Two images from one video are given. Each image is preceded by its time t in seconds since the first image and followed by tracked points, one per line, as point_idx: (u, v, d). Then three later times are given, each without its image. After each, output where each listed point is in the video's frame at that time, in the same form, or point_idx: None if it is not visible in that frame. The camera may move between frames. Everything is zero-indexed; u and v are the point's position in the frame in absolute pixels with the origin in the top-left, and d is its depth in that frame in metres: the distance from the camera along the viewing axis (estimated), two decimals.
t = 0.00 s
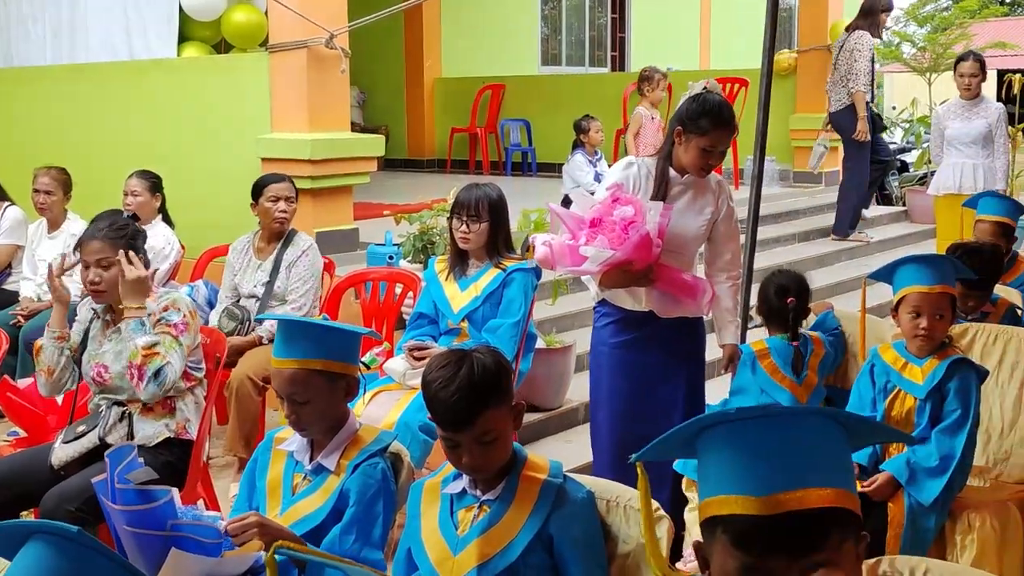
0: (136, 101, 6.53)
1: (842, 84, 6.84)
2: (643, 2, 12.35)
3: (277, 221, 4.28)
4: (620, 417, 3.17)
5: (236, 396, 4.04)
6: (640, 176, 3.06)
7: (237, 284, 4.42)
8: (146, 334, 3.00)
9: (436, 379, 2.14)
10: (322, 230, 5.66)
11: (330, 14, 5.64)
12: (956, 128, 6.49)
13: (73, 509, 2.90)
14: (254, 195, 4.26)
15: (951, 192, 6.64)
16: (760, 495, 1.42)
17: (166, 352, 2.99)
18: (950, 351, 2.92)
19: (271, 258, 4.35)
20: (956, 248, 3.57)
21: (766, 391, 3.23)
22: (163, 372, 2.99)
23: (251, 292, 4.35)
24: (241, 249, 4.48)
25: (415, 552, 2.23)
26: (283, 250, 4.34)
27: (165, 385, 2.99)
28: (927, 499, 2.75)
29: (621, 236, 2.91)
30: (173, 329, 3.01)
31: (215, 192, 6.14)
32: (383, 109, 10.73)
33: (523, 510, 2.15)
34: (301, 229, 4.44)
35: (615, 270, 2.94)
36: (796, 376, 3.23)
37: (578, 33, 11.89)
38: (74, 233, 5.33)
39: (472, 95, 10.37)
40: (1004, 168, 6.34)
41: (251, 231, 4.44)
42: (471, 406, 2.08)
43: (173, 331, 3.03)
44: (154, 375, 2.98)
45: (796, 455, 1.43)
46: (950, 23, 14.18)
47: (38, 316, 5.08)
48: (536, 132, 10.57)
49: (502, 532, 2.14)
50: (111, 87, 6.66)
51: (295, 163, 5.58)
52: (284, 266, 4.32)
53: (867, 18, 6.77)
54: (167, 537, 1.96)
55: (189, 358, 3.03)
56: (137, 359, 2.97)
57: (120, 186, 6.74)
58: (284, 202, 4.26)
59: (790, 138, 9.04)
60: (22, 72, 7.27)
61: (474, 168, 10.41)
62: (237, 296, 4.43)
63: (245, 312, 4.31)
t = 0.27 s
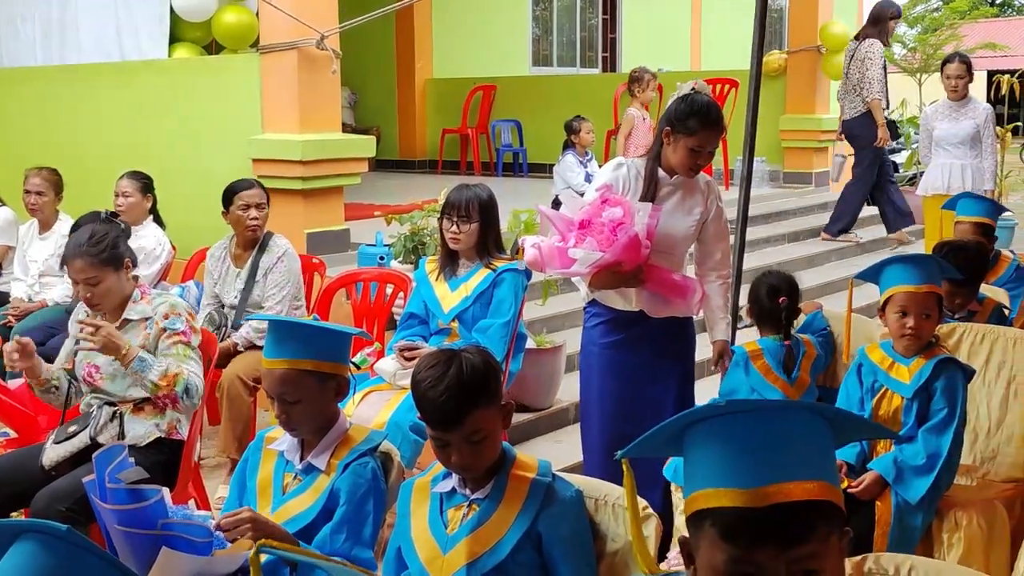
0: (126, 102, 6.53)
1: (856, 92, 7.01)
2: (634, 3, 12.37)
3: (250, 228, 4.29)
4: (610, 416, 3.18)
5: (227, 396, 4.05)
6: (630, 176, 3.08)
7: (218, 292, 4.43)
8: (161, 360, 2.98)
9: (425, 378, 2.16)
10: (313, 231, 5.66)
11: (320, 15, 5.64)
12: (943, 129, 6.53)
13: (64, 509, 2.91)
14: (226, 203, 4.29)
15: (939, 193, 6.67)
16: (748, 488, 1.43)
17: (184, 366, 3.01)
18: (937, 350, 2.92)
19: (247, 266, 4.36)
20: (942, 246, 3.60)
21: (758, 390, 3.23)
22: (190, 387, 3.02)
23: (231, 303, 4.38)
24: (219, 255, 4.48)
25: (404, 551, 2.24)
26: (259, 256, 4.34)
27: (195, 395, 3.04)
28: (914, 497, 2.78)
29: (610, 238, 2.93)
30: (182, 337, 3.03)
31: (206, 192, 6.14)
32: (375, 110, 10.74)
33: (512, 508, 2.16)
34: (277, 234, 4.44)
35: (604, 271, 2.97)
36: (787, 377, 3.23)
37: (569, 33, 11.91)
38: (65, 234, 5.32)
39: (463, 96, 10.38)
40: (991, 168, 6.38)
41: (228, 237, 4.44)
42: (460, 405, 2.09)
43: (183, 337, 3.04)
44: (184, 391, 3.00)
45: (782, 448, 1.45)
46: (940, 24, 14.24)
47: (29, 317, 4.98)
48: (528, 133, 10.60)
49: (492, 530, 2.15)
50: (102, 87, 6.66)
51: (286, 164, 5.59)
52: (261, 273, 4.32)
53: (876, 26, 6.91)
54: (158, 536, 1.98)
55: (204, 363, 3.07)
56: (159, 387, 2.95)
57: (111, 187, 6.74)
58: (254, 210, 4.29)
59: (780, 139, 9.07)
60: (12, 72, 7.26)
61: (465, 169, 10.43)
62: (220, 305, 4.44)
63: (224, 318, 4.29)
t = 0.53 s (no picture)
0: (115, 103, 6.52)
1: (876, 105, 7.17)
2: (624, 4, 12.40)
3: (223, 240, 4.27)
4: (600, 415, 3.20)
5: (215, 399, 4.05)
6: (619, 179, 3.09)
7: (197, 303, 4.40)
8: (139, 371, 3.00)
9: (413, 380, 2.17)
10: (303, 232, 5.66)
11: (309, 17, 5.64)
12: (931, 130, 6.56)
13: (53, 511, 2.91)
14: (198, 215, 4.27)
15: (926, 194, 6.69)
16: (736, 489, 1.45)
17: (165, 377, 2.99)
18: (924, 352, 2.94)
19: (224, 277, 4.34)
20: (925, 244, 3.64)
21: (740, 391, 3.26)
22: (173, 396, 3.00)
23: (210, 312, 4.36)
24: (195, 263, 4.45)
25: (393, 552, 2.25)
26: (236, 266, 4.31)
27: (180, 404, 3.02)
28: (901, 497, 2.78)
29: (604, 242, 2.94)
30: (167, 345, 3.00)
31: (195, 194, 6.14)
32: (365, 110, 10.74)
33: (500, 510, 2.17)
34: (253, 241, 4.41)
35: (599, 275, 2.97)
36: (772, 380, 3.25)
37: (559, 35, 11.93)
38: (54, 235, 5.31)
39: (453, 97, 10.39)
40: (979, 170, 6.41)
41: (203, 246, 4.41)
42: (448, 408, 2.10)
43: (169, 344, 3.01)
44: (166, 402, 2.99)
45: (770, 449, 1.46)
46: (929, 25, 14.30)
47: (19, 317, 4.96)
48: (518, 134, 10.61)
49: (480, 531, 2.16)
50: (90, 89, 6.65)
51: (276, 166, 5.59)
52: (239, 282, 4.31)
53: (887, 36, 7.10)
54: (146, 539, 1.98)
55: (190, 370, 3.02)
56: (141, 402, 2.98)
57: (100, 188, 6.73)
58: (228, 221, 4.27)
59: (769, 140, 9.10)
60: (1, 73, 7.25)
61: (456, 170, 10.44)
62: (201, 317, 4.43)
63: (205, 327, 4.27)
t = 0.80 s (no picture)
0: (106, 105, 6.52)
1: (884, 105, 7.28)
2: (616, 5, 12.40)
3: (208, 249, 4.17)
4: (591, 416, 3.21)
5: (206, 400, 4.06)
6: (610, 179, 3.10)
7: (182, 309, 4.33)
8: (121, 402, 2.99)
9: (403, 382, 2.17)
10: (294, 234, 5.66)
11: (301, 18, 5.65)
12: (920, 132, 6.59)
13: (43, 513, 2.90)
14: (180, 224, 4.17)
15: (915, 195, 6.71)
16: (723, 487, 1.45)
17: (149, 390, 2.96)
18: (913, 352, 2.95)
19: (210, 284, 4.26)
20: (911, 245, 3.66)
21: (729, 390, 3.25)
22: (160, 408, 2.96)
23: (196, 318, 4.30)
24: (178, 268, 4.36)
25: (383, 553, 2.25)
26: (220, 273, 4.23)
27: (169, 412, 2.98)
28: (891, 498, 2.80)
29: (596, 241, 2.94)
30: (153, 349, 2.98)
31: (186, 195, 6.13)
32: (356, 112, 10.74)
33: (490, 510, 2.18)
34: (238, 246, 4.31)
35: (591, 274, 2.98)
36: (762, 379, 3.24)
37: (551, 36, 11.94)
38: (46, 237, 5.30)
39: (445, 98, 10.40)
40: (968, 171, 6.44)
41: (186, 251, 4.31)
42: (436, 409, 2.10)
43: (155, 349, 2.99)
44: (154, 415, 2.95)
45: (757, 448, 1.47)
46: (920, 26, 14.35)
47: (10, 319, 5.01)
48: (510, 135, 10.62)
49: (470, 532, 2.17)
50: (81, 91, 6.65)
51: (267, 167, 5.59)
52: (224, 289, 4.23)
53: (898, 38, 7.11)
54: (138, 540, 2.00)
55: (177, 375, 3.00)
56: (132, 428, 2.96)
57: (91, 190, 6.72)
58: (212, 229, 4.17)
59: (760, 141, 9.12)
60: None
61: (448, 171, 10.44)
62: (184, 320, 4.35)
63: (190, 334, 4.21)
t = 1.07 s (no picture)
0: (98, 105, 6.51)
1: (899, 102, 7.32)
2: (609, 6, 12.41)
3: (197, 256, 4.13)
4: (583, 416, 3.22)
5: (197, 401, 4.05)
6: (601, 179, 3.10)
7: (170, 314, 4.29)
8: (112, 402, 2.97)
9: (395, 382, 2.17)
10: (286, 234, 5.66)
11: (293, 19, 5.65)
12: (911, 132, 6.61)
13: (33, 514, 2.89)
14: (168, 231, 4.11)
15: (905, 194, 6.73)
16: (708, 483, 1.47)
17: (141, 389, 2.95)
18: (903, 352, 2.95)
19: (198, 291, 4.22)
20: (898, 246, 3.68)
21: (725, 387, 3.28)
22: (151, 407, 2.93)
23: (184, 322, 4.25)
24: (167, 272, 4.32)
25: (374, 553, 2.25)
26: (208, 280, 4.18)
27: (161, 411, 2.96)
28: (881, 498, 2.81)
29: (589, 240, 2.95)
30: (147, 348, 2.97)
31: (178, 196, 6.13)
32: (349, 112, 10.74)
33: (481, 510, 2.17)
34: (226, 251, 4.26)
35: (584, 273, 2.98)
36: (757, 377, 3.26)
37: (544, 37, 11.96)
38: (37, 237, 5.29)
39: (438, 99, 10.40)
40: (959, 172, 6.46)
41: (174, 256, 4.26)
42: (428, 409, 2.11)
43: (149, 348, 2.99)
44: (145, 414, 2.93)
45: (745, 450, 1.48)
46: (911, 27, 14.40)
47: None
48: (502, 135, 10.63)
49: (461, 533, 2.17)
50: (73, 91, 6.64)
51: (259, 167, 5.59)
52: (214, 294, 4.19)
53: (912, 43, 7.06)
54: (128, 540, 2.01)
55: (171, 374, 2.99)
56: (123, 428, 2.94)
57: (82, 190, 6.71)
58: (201, 236, 4.13)
59: (751, 141, 9.14)
60: None
61: (440, 172, 10.44)
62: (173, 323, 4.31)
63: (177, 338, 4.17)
